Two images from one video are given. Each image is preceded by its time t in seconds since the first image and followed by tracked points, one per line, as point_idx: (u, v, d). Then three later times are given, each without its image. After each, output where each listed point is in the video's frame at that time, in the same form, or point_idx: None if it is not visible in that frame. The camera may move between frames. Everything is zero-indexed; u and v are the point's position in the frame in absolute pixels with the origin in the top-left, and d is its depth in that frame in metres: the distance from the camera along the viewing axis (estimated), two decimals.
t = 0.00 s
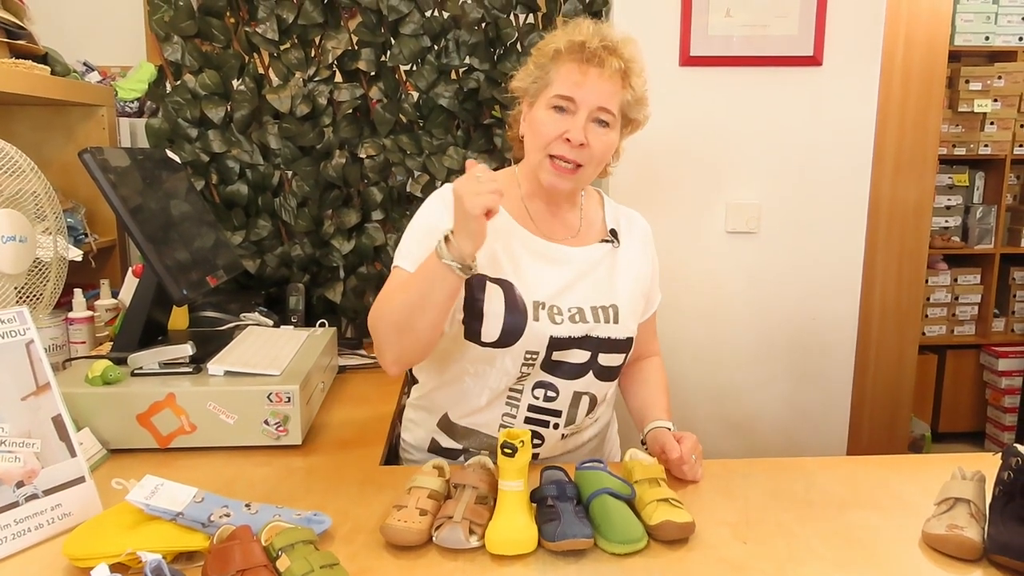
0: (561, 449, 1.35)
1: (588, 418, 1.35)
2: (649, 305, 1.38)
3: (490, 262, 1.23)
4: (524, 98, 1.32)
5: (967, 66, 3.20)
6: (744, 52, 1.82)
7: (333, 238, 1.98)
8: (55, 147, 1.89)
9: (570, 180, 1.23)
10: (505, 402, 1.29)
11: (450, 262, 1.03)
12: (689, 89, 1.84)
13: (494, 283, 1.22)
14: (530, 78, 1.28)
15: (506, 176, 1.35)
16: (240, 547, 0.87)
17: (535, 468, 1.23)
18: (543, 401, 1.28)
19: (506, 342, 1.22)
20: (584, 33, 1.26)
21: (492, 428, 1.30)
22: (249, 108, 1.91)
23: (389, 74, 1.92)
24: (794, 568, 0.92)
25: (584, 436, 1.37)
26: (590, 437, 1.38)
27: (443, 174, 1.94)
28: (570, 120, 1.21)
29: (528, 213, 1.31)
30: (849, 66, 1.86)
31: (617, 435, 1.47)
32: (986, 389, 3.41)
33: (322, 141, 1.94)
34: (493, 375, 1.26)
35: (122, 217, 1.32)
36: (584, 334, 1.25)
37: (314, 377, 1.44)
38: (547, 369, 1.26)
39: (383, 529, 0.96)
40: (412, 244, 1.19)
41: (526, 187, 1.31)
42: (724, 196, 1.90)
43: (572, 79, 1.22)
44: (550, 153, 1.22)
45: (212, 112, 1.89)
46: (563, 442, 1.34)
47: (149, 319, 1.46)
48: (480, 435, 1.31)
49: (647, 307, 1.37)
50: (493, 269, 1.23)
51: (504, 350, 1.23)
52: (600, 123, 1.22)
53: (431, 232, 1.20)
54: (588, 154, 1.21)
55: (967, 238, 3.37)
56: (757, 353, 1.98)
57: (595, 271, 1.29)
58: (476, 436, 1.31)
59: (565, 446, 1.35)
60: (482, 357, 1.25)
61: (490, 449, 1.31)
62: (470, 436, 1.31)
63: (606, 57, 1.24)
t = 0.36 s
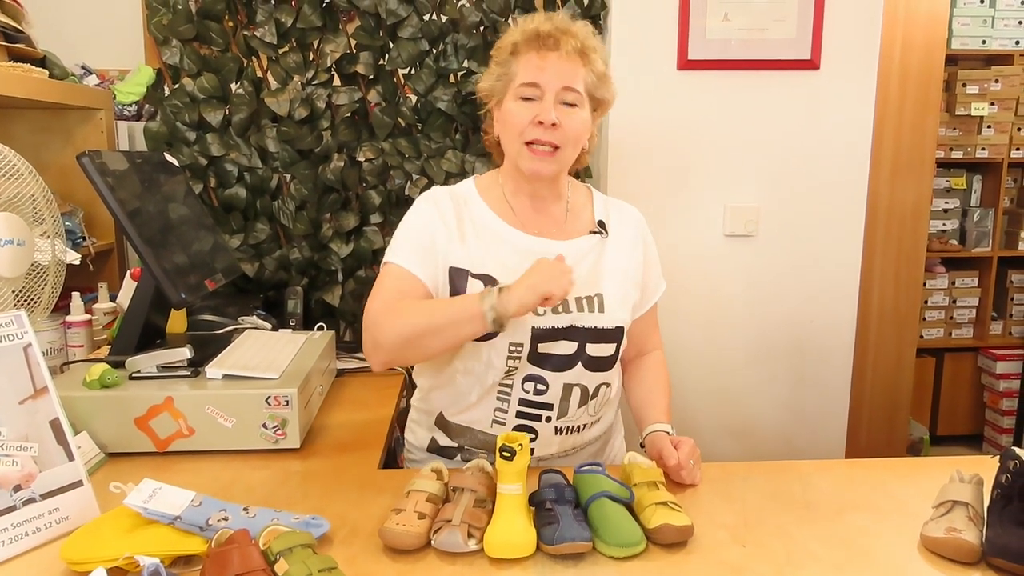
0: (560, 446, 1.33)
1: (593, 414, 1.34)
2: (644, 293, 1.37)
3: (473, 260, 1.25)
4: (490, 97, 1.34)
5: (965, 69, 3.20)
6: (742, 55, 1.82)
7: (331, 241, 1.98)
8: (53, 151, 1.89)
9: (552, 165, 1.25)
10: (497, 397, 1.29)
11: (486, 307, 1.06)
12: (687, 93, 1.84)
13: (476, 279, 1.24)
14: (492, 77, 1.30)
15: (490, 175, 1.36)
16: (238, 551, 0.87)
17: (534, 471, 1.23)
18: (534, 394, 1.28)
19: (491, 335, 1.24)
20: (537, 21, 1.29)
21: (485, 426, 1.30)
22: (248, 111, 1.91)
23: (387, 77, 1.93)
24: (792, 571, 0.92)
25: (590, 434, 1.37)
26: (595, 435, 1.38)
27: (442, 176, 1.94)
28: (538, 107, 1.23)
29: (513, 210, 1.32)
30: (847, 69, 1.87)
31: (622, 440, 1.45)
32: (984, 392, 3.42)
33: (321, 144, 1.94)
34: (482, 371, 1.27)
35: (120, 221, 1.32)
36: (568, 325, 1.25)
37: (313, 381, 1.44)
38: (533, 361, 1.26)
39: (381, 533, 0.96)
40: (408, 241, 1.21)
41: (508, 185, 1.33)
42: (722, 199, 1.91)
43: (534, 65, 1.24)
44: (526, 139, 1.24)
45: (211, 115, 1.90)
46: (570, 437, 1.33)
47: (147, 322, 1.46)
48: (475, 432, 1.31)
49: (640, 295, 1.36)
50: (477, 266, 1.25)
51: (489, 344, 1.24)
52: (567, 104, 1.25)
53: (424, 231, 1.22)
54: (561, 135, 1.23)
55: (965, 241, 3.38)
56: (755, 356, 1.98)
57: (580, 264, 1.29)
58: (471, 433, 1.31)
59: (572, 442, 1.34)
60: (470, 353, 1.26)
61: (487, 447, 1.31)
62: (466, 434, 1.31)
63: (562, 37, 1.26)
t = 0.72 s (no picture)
0: (561, 442, 1.34)
1: (586, 409, 1.34)
2: (636, 290, 1.33)
3: (448, 261, 1.29)
4: (470, 94, 1.35)
5: (963, 69, 3.21)
6: (740, 55, 1.82)
7: (330, 241, 1.98)
8: (52, 151, 1.89)
9: (534, 152, 1.25)
10: (483, 401, 1.31)
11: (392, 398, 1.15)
12: (686, 93, 1.84)
13: (447, 279, 1.27)
14: (473, 71, 1.32)
15: (476, 181, 1.40)
16: (237, 551, 0.87)
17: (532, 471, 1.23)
18: (518, 395, 1.29)
19: (462, 333, 1.27)
20: (516, 16, 1.31)
21: (477, 431, 1.32)
22: (247, 111, 1.90)
23: (386, 77, 1.93)
24: (791, 571, 0.92)
25: (587, 430, 1.36)
26: (593, 432, 1.37)
27: (440, 177, 1.93)
28: (519, 97, 1.25)
29: (492, 210, 1.34)
30: (845, 69, 1.87)
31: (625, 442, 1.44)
32: (983, 391, 3.42)
33: (320, 144, 1.94)
34: (463, 374, 1.30)
35: (118, 221, 1.31)
36: (542, 321, 1.25)
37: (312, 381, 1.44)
38: (510, 360, 1.27)
39: (380, 533, 0.96)
40: (386, 266, 1.32)
41: (490, 188, 1.35)
42: (720, 199, 1.91)
43: (515, 57, 1.26)
44: (509, 128, 1.24)
45: (209, 115, 1.89)
46: (564, 433, 1.33)
47: (145, 323, 1.46)
48: (468, 436, 1.33)
49: (631, 293, 1.33)
50: (451, 266, 1.28)
51: (462, 343, 1.27)
52: (548, 95, 1.27)
53: (400, 249, 1.32)
54: (542, 124, 1.24)
55: (963, 241, 3.38)
56: (755, 355, 1.98)
57: (557, 259, 1.29)
58: (466, 439, 1.33)
59: (567, 439, 1.34)
60: (450, 357, 1.30)
61: (482, 450, 1.33)
62: (458, 437, 1.34)
63: (541, 30, 1.29)
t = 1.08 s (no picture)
0: (546, 444, 1.34)
1: (569, 410, 1.34)
2: (625, 294, 1.33)
3: (433, 258, 1.29)
4: (457, 97, 1.35)
5: (962, 69, 3.21)
6: (740, 55, 1.82)
7: (329, 241, 1.98)
8: (51, 151, 1.89)
9: (520, 157, 1.25)
10: (467, 395, 1.31)
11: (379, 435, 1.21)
12: (685, 93, 1.84)
13: (432, 275, 1.28)
14: (457, 75, 1.32)
15: (468, 180, 1.40)
16: (236, 552, 0.87)
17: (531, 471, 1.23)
18: (500, 392, 1.29)
19: (445, 330, 1.27)
20: (499, 18, 1.31)
21: (460, 424, 1.33)
22: (246, 111, 1.90)
23: (385, 77, 1.92)
24: (791, 571, 0.92)
25: (574, 434, 1.36)
26: (583, 434, 1.37)
27: (441, 176, 1.93)
28: (504, 101, 1.25)
29: (481, 211, 1.35)
30: (845, 69, 1.87)
31: (620, 443, 1.43)
32: (982, 390, 3.43)
33: (319, 144, 1.94)
34: (448, 368, 1.31)
35: (117, 221, 1.31)
36: (525, 319, 1.25)
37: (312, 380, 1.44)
38: (492, 358, 1.27)
39: (380, 533, 0.96)
40: (379, 263, 1.34)
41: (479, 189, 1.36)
42: (720, 199, 1.91)
43: (497, 60, 1.26)
44: (494, 134, 1.25)
45: (209, 115, 1.89)
46: (548, 435, 1.34)
47: (145, 323, 1.46)
48: (453, 431, 1.34)
49: (620, 297, 1.32)
50: (437, 263, 1.29)
51: (445, 339, 1.28)
52: (533, 97, 1.26)
53: (391, 245, 1.33)
54: (527, 128, 1.24)
55: (963, 240, 3.39)
56: (754, 355, 1.98)
57: (542, 259, 1.29)
58: (450, 431, 1.34)
59: (552, 441, 1.34)
60: (435, 351, 1.31)
61: (467, 445, 1.33)
62: (445, 432, 1.35)
63: (523, 32, 1.28)
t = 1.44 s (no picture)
0: (558, 443, 1.33)
1: (582, 409, 1.34)
2: (635, 289, 1.33)
3: (445, 260, 1.29)
4: (458, 103, 1.36)
5: (963, 69, 3.20)
6: (741, 54, 1.82)
7: (330, 241, 1.98)
8: (52, 151, 1.89)
9: (528, 157, 1.26)
10: (480, 400, 1.31)
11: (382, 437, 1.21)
12: (686, 92, 1.84)
13: (445, 275, 1.28)
14: (456, 82, 1.33)
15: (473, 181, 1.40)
16: (237, 552, 0.87)
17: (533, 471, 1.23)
18: (515, 394, 1.29)
19: (461, 330, 1.27)
20: (491, 19, 1.31)
21: (473, 429, 1.32)
22: (247, 111, 1.90)
23: (386, 77, 1.93)
24: (793, 571, 0.92)
25: (584, 431, 1.36)
26: (591, 432, 1.37)
27: (441, 177, 1.93)
28: (504, 102, 1.25)
29: (491, 212, 1.34)
30: (846, 69, 1.86)
31: (623, 443, 1.44)
32: (983, 390, 3.43)
33: (320, 145, 1.94)
34: (461, 372, 1.30)
35: (118, 221, 1.31)
36: (541, 320, 1.25)
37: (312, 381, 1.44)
38: (507, 360, 1.27)
39: (381, 533, 0.95)
40: (387, 264, 1.33)
41: (487, 189, 1.36)
42: (721, 199, 1.90)
43: (493, 61, 1.26)
44: (499, 135, 1.25)
45: (210, 115, 1.89)
46: (560, 434, 1.33)
47: (146, 323, 1.46)
48: (464, 434, 1.33)
49: (630, 292, 1.33)
50: (450, 264, 1.28)
51: (460, 340, 1.27)
52: (534, 94, 1.26)
53: (400, 247, 1.32)
54: (530, 125, 1.24)
55: (964, 240, 3.38)
56: (755, 355, 1.98)
57: (556, 259, 1.29)
58: (461, 437, 1.33)
59: (564, 440, 1.34)
60: (447, 352, 1.30)
61: (479, 449, 1.32)
62: (455, 436, 1.34)
63: (516, 31, 1.28)
